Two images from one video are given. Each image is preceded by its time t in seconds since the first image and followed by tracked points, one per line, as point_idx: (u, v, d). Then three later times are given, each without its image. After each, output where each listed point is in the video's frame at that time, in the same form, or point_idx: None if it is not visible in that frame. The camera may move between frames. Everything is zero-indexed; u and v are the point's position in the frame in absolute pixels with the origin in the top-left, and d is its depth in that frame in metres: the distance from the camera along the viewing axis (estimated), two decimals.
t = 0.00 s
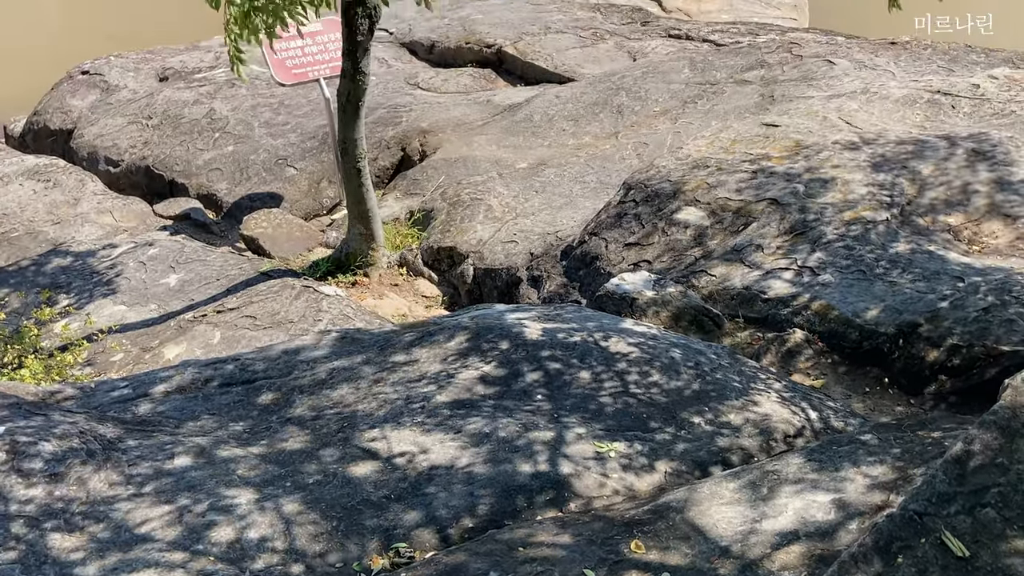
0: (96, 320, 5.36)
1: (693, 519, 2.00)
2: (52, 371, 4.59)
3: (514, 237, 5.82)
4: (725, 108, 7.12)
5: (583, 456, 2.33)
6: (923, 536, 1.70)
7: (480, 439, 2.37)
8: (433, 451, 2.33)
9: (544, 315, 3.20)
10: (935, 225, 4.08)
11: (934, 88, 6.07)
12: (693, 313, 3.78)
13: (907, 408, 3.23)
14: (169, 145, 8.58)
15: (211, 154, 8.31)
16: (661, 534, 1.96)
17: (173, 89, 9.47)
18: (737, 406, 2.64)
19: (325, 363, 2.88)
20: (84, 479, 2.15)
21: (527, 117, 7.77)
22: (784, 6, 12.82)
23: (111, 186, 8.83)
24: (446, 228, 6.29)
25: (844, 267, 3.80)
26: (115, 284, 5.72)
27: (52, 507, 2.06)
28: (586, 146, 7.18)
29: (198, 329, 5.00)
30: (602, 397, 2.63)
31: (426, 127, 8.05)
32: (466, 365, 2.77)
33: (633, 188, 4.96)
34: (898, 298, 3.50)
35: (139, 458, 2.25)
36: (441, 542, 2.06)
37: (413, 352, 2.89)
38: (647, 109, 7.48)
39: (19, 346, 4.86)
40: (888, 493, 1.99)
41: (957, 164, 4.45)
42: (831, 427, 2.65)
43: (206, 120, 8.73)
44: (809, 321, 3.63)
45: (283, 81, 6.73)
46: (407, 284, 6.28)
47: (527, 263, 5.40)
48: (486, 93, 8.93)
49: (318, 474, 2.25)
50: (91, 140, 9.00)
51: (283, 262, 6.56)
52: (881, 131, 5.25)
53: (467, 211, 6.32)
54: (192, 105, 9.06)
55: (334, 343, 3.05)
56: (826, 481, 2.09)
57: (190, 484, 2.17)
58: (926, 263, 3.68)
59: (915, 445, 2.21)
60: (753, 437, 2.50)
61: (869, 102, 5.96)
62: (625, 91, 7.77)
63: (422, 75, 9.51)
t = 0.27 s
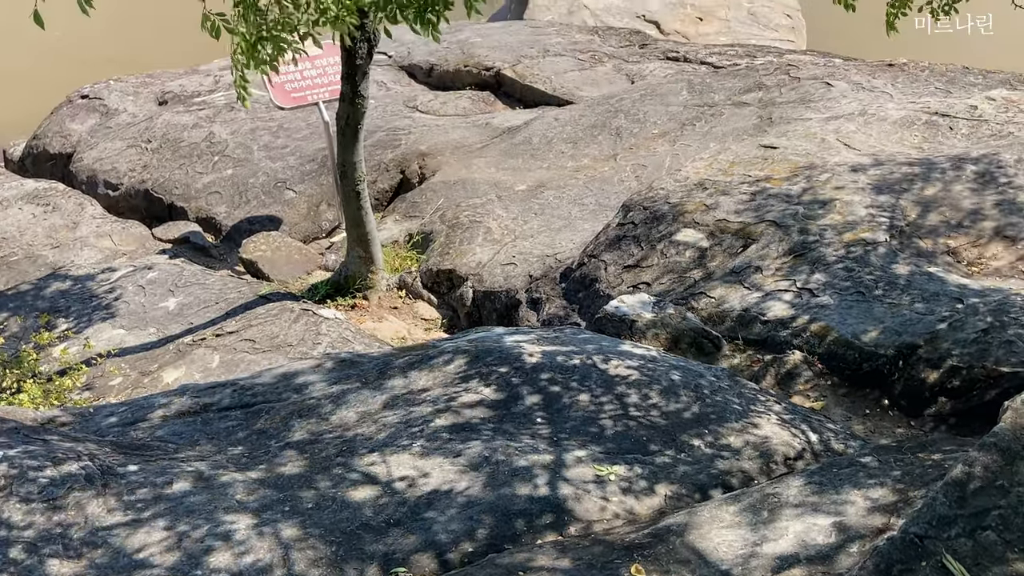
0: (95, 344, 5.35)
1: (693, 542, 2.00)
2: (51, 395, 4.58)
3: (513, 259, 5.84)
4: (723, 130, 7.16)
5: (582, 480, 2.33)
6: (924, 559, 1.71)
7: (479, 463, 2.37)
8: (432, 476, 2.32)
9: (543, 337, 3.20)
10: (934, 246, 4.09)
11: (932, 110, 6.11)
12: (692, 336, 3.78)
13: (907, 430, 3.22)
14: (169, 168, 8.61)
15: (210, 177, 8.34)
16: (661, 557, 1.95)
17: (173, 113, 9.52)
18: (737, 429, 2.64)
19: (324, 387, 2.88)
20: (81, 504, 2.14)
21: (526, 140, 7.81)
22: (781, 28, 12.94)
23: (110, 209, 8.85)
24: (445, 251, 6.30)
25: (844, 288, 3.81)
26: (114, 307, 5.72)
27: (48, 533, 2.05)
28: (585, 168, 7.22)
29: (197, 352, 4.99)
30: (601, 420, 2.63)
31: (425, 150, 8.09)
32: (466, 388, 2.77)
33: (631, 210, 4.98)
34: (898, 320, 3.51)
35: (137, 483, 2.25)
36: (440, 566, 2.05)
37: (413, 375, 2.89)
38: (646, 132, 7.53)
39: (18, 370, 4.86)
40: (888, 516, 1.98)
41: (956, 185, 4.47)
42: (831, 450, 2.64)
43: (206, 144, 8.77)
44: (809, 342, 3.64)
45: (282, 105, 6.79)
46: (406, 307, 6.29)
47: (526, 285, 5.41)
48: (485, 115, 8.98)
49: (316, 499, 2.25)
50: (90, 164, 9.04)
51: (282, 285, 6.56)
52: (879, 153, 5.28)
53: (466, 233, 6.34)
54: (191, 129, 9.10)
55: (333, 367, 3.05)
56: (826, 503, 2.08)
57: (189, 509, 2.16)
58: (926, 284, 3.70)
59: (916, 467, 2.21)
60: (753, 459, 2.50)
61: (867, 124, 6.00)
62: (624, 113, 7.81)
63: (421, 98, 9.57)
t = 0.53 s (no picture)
0: (94, 369, 5.35)
1: (692, 565, 2.00)
2: (50, 420, 4.58)
3: (511, 281, 5.85)
4: (720, 152, 7.21)
5: (581, 503, 2.33)
6: None
7: (477, 487, 2.37)
8: (431, 500, 2.32)
9: (541, 360, 3.21)
10: (931, 267, 4.11)
11: (928, 131, 6.15)
12: (691, 358, 3.77)
13: (905, 452, 3.22)
14: (168, 193, 8.64)
15: (209, 202, 8.37)
16: None
17: (172, 137, 9.57)
18: (736, 451, 2.64)
19: (322, 411, 2.88)
20: (79, 530, 2.14)
21: (524, 163, 7.86)
22: (777, 50, 13.06)
23: (109, 234, 8.88)
24: (444, 273, 6.32)
25: (842, 310, 3.83)
26: (113, 332, 5.72)
27: (46, 561, 2.05)
28: (583, 190, 7.26)
29: (195, 376, 4.99)
30: (600, 444, 2.63)
31: (424, 174, 8.13)
32: (465, 412, 2.77)
33: (629, 232, 4.99)
34: (895, 341, 3.52)
35: (136, 509, 2.24)
36: None
37: (411, 399, 2.89)
38: (643, 154, 7.57)
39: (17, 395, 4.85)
40: (887, 538, 1.99)
41: (953, 207, 4.49)
42: (830, 472, 2.64)
43: (205, 168, 8.82)
44: (807, 364, 3.64)
45: (281, 130, 6.85)
46: (405, 330, 6.29)
47: (525, 308, 5.42)
48: (483, 139, 9.03)
49: (315, 523, 2.24)
50: (90, 189, 9.08)
51: (281, 309, 6.57)
52: (875, 175, 5.32)
53: (465, 256, 6.36)
54: (190, 153, 9.15)
55: (332, 390, 3.05)
56: (825, 526, 2.08)
57: (187, 535, 2.16)
58: (923, 306, 3.71)
59: (914, 489, 2.21)
60: (752, 482, 2.50)
61: (863, 145, 6.04)
62: (621, 136, 7.87)
63: (419, 122, 9.63)
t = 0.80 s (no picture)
0: (92, 395, 5.34)
1: None
2: (47, 446, 4.56)
3: (509, 305, 5.86)
4: (717, 176, 7.24)
5: (579, 528, 2.32)
6: None
7: (475, 512, 2.36)
8: (429, 525, 2.31)
9: (539, 385, 3.21)
10: (928, 290, 4.12)
11: (924, 154, 6.19)
12: (690, 382, 3.78)
13: (904, 475, 3.21)
14: (166, 218, 8.67)
15: (207, 227, 8.40)
16: None
17: (170, 163, 9.62)
18: (734, 475, 2.63)
19: (320, 436, 2.88)
20: (75, 557, 2.12)
21: (521, 187, 7.90)
22: (773, 73, 13.15)
23: (107, 259, 8.88)
24: (442, 297, 6.33)
25: (839, 333, 3.84)
26: (111, 358, 5.71)
27: None
28: (580, 214, 7.28)
29: (193, 402, 4.98)
30: (599, 468, 2.63)
31: (422, 198, 8.17)
32: (463, 437, 2.77)
33: (626, 256, 5.01)
34: (893, 364, 3.53)
35: (132, 535, 2.23)
36: None
37: (409, 424, 2.89)
38: (640, 178, 7.61)
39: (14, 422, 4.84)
40: (886, 562, 1.98)
41: (949, 230, 4.51)
42: (829, 495, 2.64)
43: (203, 193, 8.85)
44: (805, 387, 3.65)
45: (280, 154, 6.90)
46: (403, 354, 6.29)
47: (523, 332, 5.43)
48: (480, 163, 9.07)
49: (312, 549, 2.24)
50: (88, 215, 9.10)
51: (279, 334, 6.57)
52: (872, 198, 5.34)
53: (463, 280, 6.38)
54: (189, 179, 9.18)
55: (329, 415, 3.05)
56: (824, 550, 2.08)
57: (184, 562, 2.15)
58: (921, 329, 3.72)
59: (913, 512, 2.21)
60: (750, 506, 2.50)
61: (860, 168, 6.08)
62: (618, 160, 7.91)
63: (417, 146, 9.69)
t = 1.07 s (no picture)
0: (91, 422, 5.33)
1: None
2: (46, 474, 4.54)
3: (508, 331, 5.87)
4: (715, 202, 7.28)
5: (579, 556, 2.32)
6: None
7: (475, 539, 2.35)
8: (429, 552, 2.31)
9: (539, 411, 3.21)
10: (927, 315, 4.13)
11: (922, 180, 6.22)
12: (688, 408, 3.77)
13: (904, 501, 3.20)
14: (166, 245, 8.69)
15: (207, 253, 8.42)
16: None
17: (170, 190, 9.66)
18: (734, 502, 2.63)
19: (320, 464, 2.87)
20: None
21: (520, 213, 7.93)
22: (771, 100, 13.26)
23: (107, 286, 8.89)
24: (441, 324, 6.34)
25: (838, 359, 3.85)
26: (110, 385, 5.71)
27: None
28: (579, 240, 7.31)
29: (192, 429, 4.97)
30: (598, 495, 2.62)
31: (421, 224, 8.20)
32: (462, 464, 2.77)
33: (625, 282, 5.03)
34: (892, 390, 3.53)
35: (130, 563, 2.22)
36: None
37: (409, 451, 2.89)
38: (639, 204, 7.65)
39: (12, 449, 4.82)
40: None
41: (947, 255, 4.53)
42: (829, 522, 2.64)
43: (202, 220, 8.89)
44: (804, 414, 3.65)
45: (279, 180, 6.91)
46: (402, 381, 6.29)
47: (522, 358, 5.43)
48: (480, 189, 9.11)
49: None
50: (88, 242, 9.12)
51: (277, 361, 6.57)
52: (870, 224, 5.37)
53: (461, 306, 6.39)
54: (188, 206, 9.22)
55: (329, 442, 3.05)
56: None
57: None
58: (919, 355, 3.73)
59: (913, 539, 2.21)
60: (750, 533, 2.49)
61: (857, 195, 6.12)
62: (617, 186, 7.96)
63: (416, 173, 9.74)
